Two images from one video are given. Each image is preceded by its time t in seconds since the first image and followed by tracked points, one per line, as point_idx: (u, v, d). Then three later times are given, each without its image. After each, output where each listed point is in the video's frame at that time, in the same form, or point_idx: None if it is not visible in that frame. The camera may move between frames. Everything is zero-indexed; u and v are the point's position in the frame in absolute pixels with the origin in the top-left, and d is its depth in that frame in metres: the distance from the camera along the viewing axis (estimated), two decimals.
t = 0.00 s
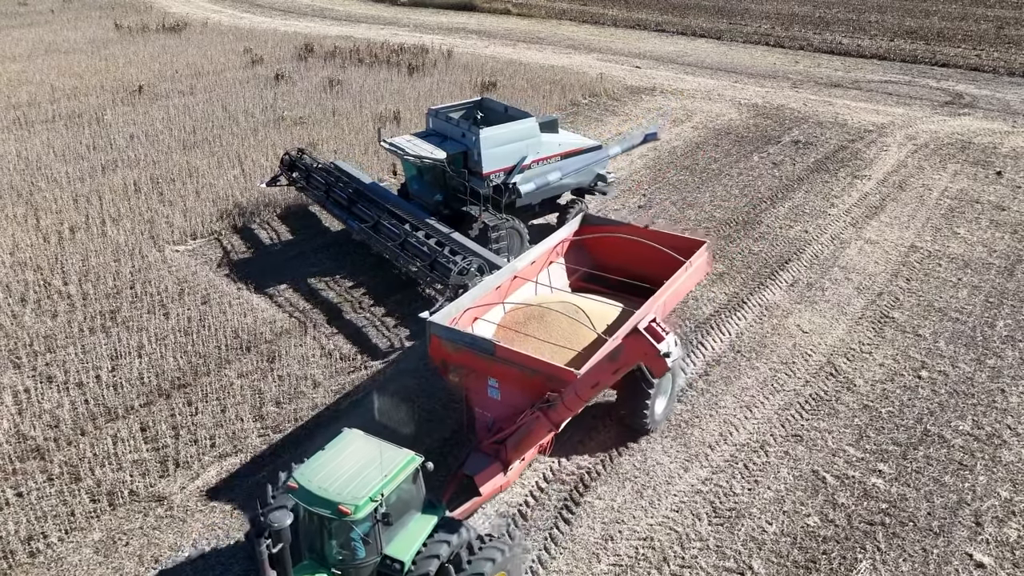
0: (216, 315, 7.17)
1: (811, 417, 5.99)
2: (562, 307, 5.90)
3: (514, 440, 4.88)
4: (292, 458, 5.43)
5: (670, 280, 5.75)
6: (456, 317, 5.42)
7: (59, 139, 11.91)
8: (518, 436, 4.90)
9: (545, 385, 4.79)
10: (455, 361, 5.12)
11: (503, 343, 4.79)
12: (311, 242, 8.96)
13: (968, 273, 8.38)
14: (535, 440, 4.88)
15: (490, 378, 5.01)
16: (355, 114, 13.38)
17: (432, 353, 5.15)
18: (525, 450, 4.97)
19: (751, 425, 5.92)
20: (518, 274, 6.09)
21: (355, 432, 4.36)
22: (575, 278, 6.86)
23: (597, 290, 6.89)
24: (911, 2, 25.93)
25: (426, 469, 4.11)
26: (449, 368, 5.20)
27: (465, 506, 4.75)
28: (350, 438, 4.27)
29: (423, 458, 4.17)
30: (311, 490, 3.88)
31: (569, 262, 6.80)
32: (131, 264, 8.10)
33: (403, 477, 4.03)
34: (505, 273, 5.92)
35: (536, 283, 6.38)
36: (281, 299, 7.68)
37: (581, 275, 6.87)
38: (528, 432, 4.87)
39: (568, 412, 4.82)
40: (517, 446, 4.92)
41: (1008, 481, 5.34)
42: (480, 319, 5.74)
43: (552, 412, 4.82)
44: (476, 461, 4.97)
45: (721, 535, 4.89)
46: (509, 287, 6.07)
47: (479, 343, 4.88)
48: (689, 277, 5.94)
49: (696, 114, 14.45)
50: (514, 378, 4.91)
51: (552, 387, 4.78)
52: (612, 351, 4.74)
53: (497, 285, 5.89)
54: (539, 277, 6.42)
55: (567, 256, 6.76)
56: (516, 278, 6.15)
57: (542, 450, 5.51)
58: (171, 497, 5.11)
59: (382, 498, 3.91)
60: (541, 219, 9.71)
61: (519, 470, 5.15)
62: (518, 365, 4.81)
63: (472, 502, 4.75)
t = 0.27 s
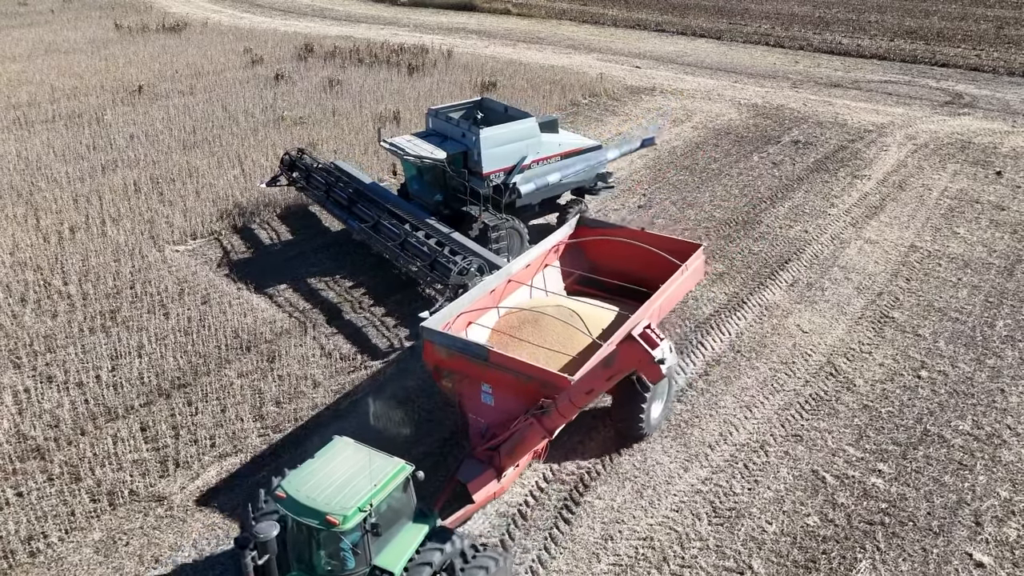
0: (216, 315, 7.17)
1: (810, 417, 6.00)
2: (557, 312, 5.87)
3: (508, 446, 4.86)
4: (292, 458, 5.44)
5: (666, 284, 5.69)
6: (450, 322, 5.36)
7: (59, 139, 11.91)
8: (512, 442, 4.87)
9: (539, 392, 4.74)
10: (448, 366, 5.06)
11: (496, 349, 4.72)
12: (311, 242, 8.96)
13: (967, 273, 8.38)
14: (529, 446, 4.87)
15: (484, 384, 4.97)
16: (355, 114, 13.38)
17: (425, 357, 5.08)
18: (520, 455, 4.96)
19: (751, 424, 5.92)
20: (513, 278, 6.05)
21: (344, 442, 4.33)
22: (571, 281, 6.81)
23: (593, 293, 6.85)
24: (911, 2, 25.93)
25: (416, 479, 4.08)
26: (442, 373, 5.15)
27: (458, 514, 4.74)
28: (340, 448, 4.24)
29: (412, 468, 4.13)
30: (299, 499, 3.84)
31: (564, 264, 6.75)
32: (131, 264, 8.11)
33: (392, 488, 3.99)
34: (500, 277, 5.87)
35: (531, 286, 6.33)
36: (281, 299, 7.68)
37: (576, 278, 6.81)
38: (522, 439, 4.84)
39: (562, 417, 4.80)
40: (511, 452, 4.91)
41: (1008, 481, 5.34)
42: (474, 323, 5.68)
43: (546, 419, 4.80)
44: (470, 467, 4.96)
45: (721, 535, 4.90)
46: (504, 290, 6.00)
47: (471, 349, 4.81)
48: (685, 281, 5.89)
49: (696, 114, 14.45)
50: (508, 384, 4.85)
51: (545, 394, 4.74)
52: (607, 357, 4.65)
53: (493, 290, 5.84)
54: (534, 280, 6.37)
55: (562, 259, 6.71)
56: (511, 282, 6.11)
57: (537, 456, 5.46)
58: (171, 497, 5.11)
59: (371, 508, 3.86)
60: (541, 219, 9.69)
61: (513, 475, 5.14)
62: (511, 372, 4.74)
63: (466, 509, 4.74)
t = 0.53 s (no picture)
0: (216, 315, 7.18)
1: (810, 417, 6.00)
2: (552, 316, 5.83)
3: (501, 453, 4.76)
4: (292, 458, 5.44)
5: (660, 289, 5.67)
6: (443, 326, 5.33)
7: (59, 139, 11.92)
8: (505, 450, 4.77)
9: (532, 398, 4.66)
10: (441, 372, 4.99)
11: (489, 354, 4.66)
12: (312, 242, 8.96)
13: (967, 273, 8.38)
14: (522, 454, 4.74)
15: (477, 390, 4.89)
16: (355, 114, 13.39)
17: (417, 364, 5.02)
18: (513, 464, 4.84)
19: (751, 424, 5.92)
20: (507, 282, 6.03)
21: (334, 449, 4.26)
22: (566, 284, 6.82)
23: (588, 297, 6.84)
24: (910, 2, 25.92)
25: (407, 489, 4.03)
26: (434, 380, 5.07)
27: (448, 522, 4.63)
28: (329, 456, 4.17)
29: (404, 477, 4.06)
30: (286, 509, 3.77)
31: (559, 268, 6.75)
32: (131, 264, 8.11)
33: (382, 497, 3.93)
34: (493, 281, 5.85)
35: (525, 291, 6.32)
36: (280, 299, 7.68)
37: (572, 281, 6.83)
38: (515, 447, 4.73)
39: (556, 426, 4.66)
40: (504, 459, 4.80)
41: (1008, 481, 5.35)
42: (467, 328, 5.67)
43: (540, 426, 4.67)
44: (463, 474, 4.85)
45: (721, 535, 4.90)
46: (498, 295, 6.00)
47: (464, 354, 4.76)
48: (679, 286, 5.86)
49: (696, 114, 14.45)
50: (501, 390, 4.77)
51: (539, 400, 4.66)
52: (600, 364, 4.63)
53: (486, 294, 5.82)
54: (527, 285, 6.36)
55: (557, 263, 6.72)
56: (505, 286, 6.10)
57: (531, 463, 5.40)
58: (171, 496, 5.12)
59: (360, 519, 3.79)
60: (541, 219, 9.71)
61: (507, 483, 5.02)
62: (505, 378, 4.67)
63: (457, 517, 4.63)
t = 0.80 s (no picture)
0: (216, 315, 7.18)
1: (810, 417, 6.00)
2: (546, 320, 5.68)
3: (494, 460, 4.72)
4: (292, 458, 5.45)
5: (656, 293, 5.55)
6: (434, 331, 5.19)
7: (59, 139, 11.92)
8: (497, 457, 4.72)
9: (526, 404, 4.60)
10: (433, 377, 4.90)
11: (481, 360, 4.56)
12: (312, 242, 8.96)
13: (967, 273, 8.38)
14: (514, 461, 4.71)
15: (470, 396, 4.82)
16: (355, 114, 13.39)
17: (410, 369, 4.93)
18: (506, 470, 4.80)
19: (751, 424, 5.93)
20: (501, 285, 5.89)
21: (324, 457, 4.21)
22: (561, 288, 6.69)
23: (584, 300, 6.71)
24: (910, 2, 25.91)
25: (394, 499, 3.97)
26: (427, 385, 4.99)
27: (441, 531, 4.60)
28: (318, 464, 4.13)
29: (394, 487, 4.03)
30: (273, 521, 3.75)
31: (555, 271, 6.62)
32: (131, 264, 8.11)
33: (370, 508, 3.88)
34: (487, 284, 5.72)
35: (519, 294, 6.18)
36: (281, 299, 7.68)
37: (567, 285, 6.69)
38: (507, 454, 4.68)
39: (550, 433, 4.62)
40: (497, 467, 4.76)
41: (1007, 480, 5.35)
42: (460, 332, 5.52)
43: (533, 433, 4.63)
44: (456, 481, 4.82)
45: (721, 534, 4.90)
46: (491, 299, 5.85)
47: (456, 360, 4.65)
48: (675, 289, 5.74)
49: (696, 114, 14.45)
50: (494, 396, 4.71)
51: (532, 407, 4.59)
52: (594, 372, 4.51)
53: (479, 297, 5.68)
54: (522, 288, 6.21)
55: (552, 266, 6.58)
56: (498, 290, 5.95)
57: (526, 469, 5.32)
58: (171, 496, 5.12)
59: (349, 530, 3.76)
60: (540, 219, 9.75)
61: (501, 489, 5.00)
62: (499, 385, 4.60)
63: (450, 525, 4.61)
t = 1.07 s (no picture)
0: (216, 315, 7.18)
1: (810, 417, 6.00)
2: (541, 324, 5.63)
3: (487, 468, 4.66)
4: (292, 458, 5.45)
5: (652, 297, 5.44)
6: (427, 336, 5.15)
7: (59, 139, 11.92)
8: (491, 464, 4.66)
9: (519, 411, 4.53)
10: (426, 384, 4.83)
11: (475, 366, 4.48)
12: (312, 242, 8.96)
13: (967, 273, 8.38)
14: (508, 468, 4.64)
15: (463, 403, 4.75)
16: (355, 114, 13.39)
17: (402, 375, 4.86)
18: (500, 478, 4.73)
19: (751, 424, 5.93)
20: (495, 289, 5.84)
21: (313, 467, 4.23)
22: (556, 292, 6.61)
23: (578, 304, 6.65)
24: (910, 2, 25.92)
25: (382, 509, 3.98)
26: (420, 391, 4.93)
27: (434, 539, 4.54)
28: (307, 475, 4.13)
29: (382, 496, 4.03)
30: (260, 531, 3.74)
31: (550, 274, 6.55)
32: (131, 264, 8.11)
33: (359, 518, 3.88)
34: (481, 289, 5.67)
35: (514, 298, 6.13)
36: (281, 299, 7.68)
37: (562, 288, 6.62)
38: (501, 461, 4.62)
39: (543, 439, 4.55)
40: (490, 474, 4.70)
41: (1007, 480, 5.35)
42: (454, 337, 5.49)
43: (526, 440, 4.56)
44: (449, 488, 4.76)
45: (721, 534, 4.90)
46: (486, 302, 5.81)
47: (449, 365, 4.58)
48: (673, 292, 5.63)
49: (696, 114, 14.45)
50: (487, 403, 4.64)
51: (526, 414, 4.52)
52: (588, 379, 4.43)
53: (473, 302, 5.64)
54: (517, 292, 6.16)
55: (547, 269, 6.50)
56: (493, 294, 5.90)
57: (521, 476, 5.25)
58: (171, 496, 5.12)
59: (336, 542, 3.75)
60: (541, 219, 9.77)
61: (494, 497, 4.94)
62: (492, 391, 4.53)
63: (444, 533, 4.55)
